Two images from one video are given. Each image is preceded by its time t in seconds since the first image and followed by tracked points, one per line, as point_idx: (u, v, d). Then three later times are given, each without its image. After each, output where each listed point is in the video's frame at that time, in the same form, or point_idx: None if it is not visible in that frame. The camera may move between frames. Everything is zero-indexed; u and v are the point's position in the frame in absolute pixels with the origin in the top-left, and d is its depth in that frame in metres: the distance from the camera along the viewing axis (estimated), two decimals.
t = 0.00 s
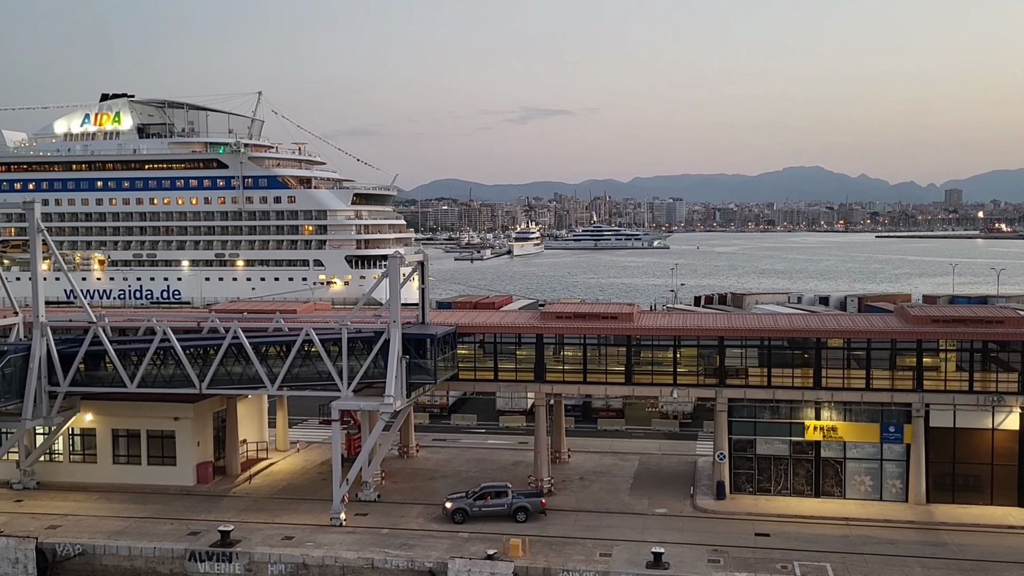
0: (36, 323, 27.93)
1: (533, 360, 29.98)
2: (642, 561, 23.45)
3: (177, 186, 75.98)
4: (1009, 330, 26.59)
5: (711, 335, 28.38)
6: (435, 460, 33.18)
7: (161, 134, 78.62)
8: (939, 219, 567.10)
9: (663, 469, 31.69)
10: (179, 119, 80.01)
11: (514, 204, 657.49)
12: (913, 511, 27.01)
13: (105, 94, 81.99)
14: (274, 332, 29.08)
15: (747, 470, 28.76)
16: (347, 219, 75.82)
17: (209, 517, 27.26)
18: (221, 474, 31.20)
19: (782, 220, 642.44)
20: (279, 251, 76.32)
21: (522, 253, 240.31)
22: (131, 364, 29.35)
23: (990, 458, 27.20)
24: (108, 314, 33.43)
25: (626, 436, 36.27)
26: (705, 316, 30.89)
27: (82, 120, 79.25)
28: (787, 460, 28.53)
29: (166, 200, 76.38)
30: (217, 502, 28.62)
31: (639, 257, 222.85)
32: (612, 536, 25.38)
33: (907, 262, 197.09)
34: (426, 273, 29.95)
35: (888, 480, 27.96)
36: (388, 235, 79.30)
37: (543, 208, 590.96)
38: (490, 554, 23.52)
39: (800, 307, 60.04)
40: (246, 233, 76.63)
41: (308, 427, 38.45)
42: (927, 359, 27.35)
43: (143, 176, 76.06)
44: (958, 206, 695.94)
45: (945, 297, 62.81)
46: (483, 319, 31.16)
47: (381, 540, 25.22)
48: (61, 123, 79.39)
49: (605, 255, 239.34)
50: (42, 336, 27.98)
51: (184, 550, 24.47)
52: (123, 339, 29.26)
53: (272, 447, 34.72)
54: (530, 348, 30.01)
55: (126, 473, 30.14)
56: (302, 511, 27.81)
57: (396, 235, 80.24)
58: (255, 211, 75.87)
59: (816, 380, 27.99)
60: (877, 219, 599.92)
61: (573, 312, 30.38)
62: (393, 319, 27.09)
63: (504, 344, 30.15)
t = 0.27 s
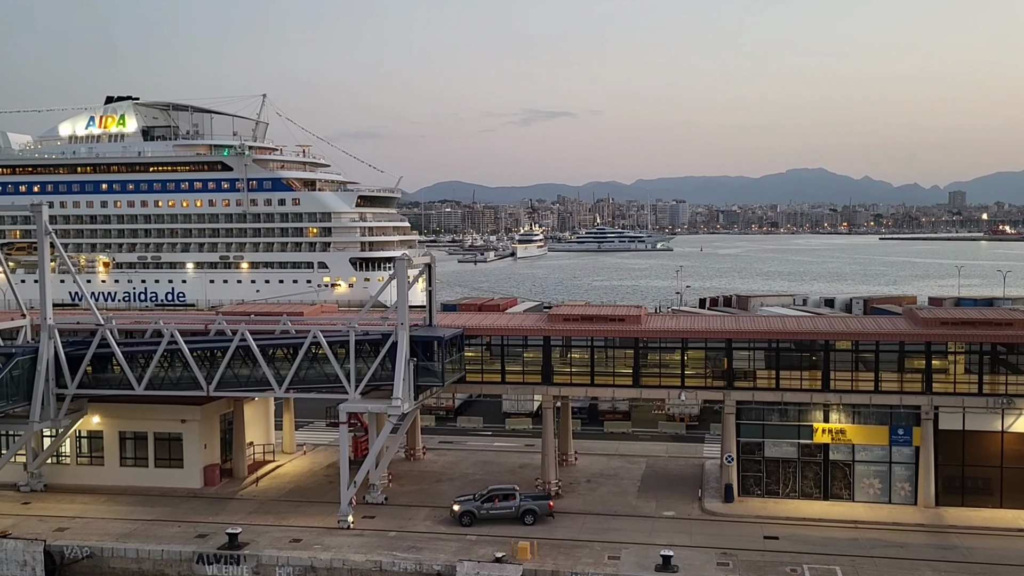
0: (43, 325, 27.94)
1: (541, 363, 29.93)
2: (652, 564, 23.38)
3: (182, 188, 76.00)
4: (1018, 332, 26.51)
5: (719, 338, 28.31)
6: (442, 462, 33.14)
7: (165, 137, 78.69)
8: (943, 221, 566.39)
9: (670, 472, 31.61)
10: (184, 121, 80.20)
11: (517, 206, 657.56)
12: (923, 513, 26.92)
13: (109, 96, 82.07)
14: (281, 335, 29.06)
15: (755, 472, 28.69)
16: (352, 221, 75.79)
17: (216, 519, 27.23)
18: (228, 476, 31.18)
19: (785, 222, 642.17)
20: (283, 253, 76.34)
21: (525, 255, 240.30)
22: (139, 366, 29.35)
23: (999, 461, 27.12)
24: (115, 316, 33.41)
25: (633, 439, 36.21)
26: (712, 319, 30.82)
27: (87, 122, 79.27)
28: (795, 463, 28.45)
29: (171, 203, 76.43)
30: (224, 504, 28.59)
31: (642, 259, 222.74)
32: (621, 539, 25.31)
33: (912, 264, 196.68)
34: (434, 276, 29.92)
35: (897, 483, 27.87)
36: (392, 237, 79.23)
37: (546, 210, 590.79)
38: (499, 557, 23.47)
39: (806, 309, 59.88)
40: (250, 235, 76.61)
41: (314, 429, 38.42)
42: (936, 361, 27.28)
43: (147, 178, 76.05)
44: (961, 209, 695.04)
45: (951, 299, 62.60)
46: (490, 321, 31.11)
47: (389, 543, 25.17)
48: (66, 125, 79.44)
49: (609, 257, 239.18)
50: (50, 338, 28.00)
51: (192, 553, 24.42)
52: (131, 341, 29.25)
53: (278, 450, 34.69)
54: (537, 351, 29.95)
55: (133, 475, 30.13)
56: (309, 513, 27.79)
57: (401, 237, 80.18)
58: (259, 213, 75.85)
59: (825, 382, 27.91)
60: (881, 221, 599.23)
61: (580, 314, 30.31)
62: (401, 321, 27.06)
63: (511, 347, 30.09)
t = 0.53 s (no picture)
0: (52, 327, 27.96)
1: (549, 365, 29.88)
2: (661, 567, 23.31)
3: (187, 190, 76.11)
4: None
5: (728, 340, 28.25)
6: (449, 464, 33.11)
7: (171, 139, 78.85)
8: (947, 223, 565.56)
9: (678, 474, 31.54)
10: (190, 123, 80.44)
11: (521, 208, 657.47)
12: (933, 516, 26.83)
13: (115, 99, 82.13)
14: (289, 337, 29.04)
15: (764, 475, 28.62)
16: (357, 223, 75.75)
17: (225, 521, 27.22)
18: (236, 478, 31.18)
19: (789, 224, 641.57)
20: (288, 256, 76.43)
21: (530, 257, 240.34)
22: (147, 368, 29.38)
23: (1009, 463, 27.01)
24: (123, 317, 33.44)
25: (640, 441, 36.14)
26: (720, 320, 30.75)
27: (92, 125, 79.35)
28: (805, 465, 28.38)
29: (176, 205, 76.51)
30: (232, 506, 28.59)
31: (647, 261, 222.70)
32: (630, 541, 25.24)
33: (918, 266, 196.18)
34: (442, 278, 29.88)
35: (907, 485, 27.78)
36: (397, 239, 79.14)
37: (550, 212, 590.74)
38: (508, 559, 23.40)
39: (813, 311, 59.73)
40: (255, 237, 76.56)
41: (322, 432, 38.42)
42: (945, 363, 27.19)
43: (153, 180, 76.18)
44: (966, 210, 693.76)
45: (959, 301, 62.37)
46: (498, 323, 31.06)
47: (397, 545, 25.14)
48: (72, 127, 79.63)
49: (614, 259, 239.10)
50: (58, 340, 28.01)
51: (200, 555, 24.41)
52: (139, 343, 29.29)
53: (286, 452, 34.67)
54: (545, 352, 29.90)
55: (140, 477, 30.14)
56: (317, 515, 27.76)
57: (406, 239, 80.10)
58: (265, 216, 75.90)
59: (834, 384, 27.83)
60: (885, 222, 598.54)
61: (588, 315, 30.26)
62: (409, 323, 27.02)
63: (519, 349, 30.03)
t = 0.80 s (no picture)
0: (60, 328, 27.97)
1: (557, 365, 29.84)
2: (670, 568, 23.25)
3: (192, 191, 76.19)
4: None
5: (736, 340, 28.20)
6: (456, 464, 33.08)
7: (175, 140, 78.87)
8: (951, 223, 564.83)
9: (686, 475, 31.48)
10: (195, 124, 80.20)
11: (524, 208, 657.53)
12: (942, 517, 26.73)
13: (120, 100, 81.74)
14: (297, 337, 29.03)
15: (773, 475, 28.54)
16: (361, 224, 75.70)
17: (232, 522, 27.20)
18: (243, 479, 31.18)
19: (793, 224, 640.95)
20: (293, 257, 76.45)
21: (534, 258, 240.32)
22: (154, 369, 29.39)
23: (1019, 464, 26.90)
24: (131, 318, 33.42)
25: (647, 442, 36.07)
26: (728, 321, 30.69)
27: (97, 126, 79.06)
28: (813, 466, 28.30)
29: (181, 206, 76.58)
30: (240, 507, 28.58)
31: (651, 262, 222.61)
32: (639, 542, 25.19)
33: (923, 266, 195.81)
34: (449, 278, 29.86)
35: (916, 486, 27.68)
36: (402, 240, 79.06)
37: (553, 212, 590.67)
38: (517, 560, 23.35)
39: (819, 311, 59.65)
40: (260, 238, 76.56)
41: (328, 432, 38.42)
42: (954, 364, 27.13)
43: (158, 181, 76.27)
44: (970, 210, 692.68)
45: (965, 301, 62.24)
46: (505, 324, 31.03)
47: (406, 546, 25.10)
48: (77, 129, 79.55)
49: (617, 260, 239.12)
50: (67, 340, 28.01)
51: (209, 556, 24.40)
52: (147, 344, 29.29)
53: (293, 453, 34.66)
54: (553, 353, 29.86)
55: (148, 478, 30.14)
56: (325, 516, 27.73)
57: (410, 240, 80.00)
58: (269, 216, 75.94)
59: (842, 385, 27.76)
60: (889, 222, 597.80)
61: (596, 316, 30.21)
62: (417, 324, 26.99)
63: (527, 349, 29.98)
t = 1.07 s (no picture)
0: (68, 327, 27.99)
1: (564, 365, 29.78)
2: (680, 568, 23.19)
3: (197, 191, 76.24)
4: None
5: (745, 340, 28.14)
6: (464, 464, 33.02)
7: (180, 140, 78.98)
8: (955, 222, 563.91)
9: (694, 475, 31.40)
10: (200, 124, 80.53)
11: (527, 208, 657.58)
12: (953, 517, 26.64)
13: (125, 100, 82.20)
14: (304, 337, 28.99)
15: (782, 475, 28.47)
16: (366, 224, 75.63)
17: (241, 521, 27.18)
18: (251, 479, 31.17)
19: (797, 223, 640.03)
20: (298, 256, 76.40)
21: (538, 257, 240.26)
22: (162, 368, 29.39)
23: None
24: (138, 318, 33.44)
25: (654, 441, 35.98)
26: (736, 320, 30.60)
27: (103, 125, 79.44)
28: (822, 466, 28.23)
29: (186, 206, 76.62)
30: (248, 506, 28.56)
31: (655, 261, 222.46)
32: (648, 542, 25.12)
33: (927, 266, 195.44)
34: (457, 278, 29.82)
35: (926, 486, 27.59)
36: (407, 239, 78.97)
37: (556, 211, 590.61)
38: (526, 560, 23.30)
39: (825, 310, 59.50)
40: (265, 237, 76.61)
41: (335, 432, 38.40)
42: (964, 363, 27.00)
43: (163, 181, 76.33)
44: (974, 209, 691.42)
45: (971, 300, 62.04)
46: (513, 323, 30.97)
47: (414, 546, 25.06)
48: (83, 129, 79.83)
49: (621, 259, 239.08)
50: (74, 340, 28.03)
51: (218, 555, 24.38)
52: (155, 344, 29.29)
53: (300, 452, 34.64)
54: (561, 353, 29.79)
55: (156, 477, 30.14)
56: (333, 516, 27.70)
57: (415, 239, 79.89)
58: (274, 216, 75.94)
59: (852, 385, 27.66)
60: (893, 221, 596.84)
61: (604, 315, 30.15)
62: (425, 323, 26.95)
63: (535, 349, 29.92)
